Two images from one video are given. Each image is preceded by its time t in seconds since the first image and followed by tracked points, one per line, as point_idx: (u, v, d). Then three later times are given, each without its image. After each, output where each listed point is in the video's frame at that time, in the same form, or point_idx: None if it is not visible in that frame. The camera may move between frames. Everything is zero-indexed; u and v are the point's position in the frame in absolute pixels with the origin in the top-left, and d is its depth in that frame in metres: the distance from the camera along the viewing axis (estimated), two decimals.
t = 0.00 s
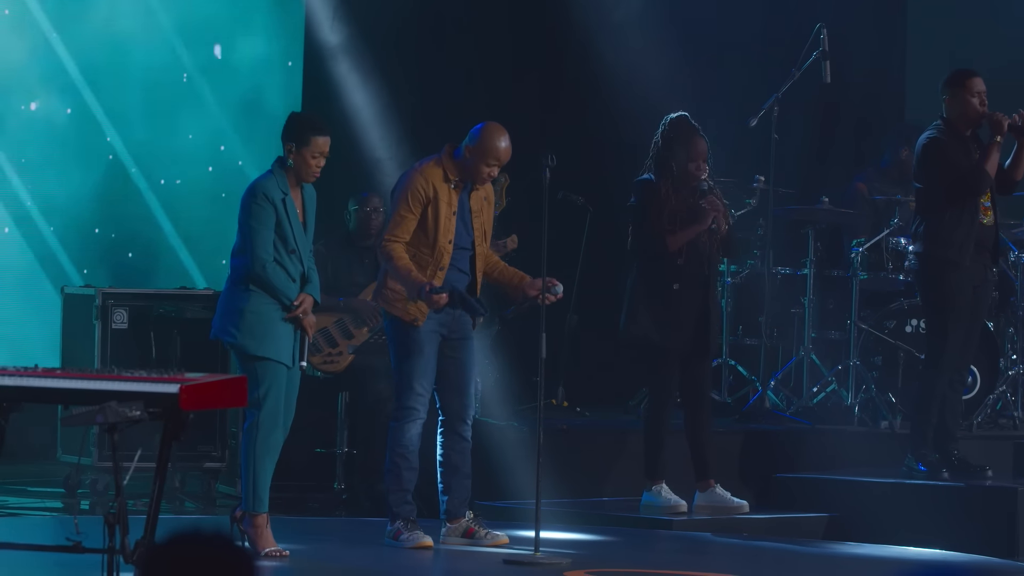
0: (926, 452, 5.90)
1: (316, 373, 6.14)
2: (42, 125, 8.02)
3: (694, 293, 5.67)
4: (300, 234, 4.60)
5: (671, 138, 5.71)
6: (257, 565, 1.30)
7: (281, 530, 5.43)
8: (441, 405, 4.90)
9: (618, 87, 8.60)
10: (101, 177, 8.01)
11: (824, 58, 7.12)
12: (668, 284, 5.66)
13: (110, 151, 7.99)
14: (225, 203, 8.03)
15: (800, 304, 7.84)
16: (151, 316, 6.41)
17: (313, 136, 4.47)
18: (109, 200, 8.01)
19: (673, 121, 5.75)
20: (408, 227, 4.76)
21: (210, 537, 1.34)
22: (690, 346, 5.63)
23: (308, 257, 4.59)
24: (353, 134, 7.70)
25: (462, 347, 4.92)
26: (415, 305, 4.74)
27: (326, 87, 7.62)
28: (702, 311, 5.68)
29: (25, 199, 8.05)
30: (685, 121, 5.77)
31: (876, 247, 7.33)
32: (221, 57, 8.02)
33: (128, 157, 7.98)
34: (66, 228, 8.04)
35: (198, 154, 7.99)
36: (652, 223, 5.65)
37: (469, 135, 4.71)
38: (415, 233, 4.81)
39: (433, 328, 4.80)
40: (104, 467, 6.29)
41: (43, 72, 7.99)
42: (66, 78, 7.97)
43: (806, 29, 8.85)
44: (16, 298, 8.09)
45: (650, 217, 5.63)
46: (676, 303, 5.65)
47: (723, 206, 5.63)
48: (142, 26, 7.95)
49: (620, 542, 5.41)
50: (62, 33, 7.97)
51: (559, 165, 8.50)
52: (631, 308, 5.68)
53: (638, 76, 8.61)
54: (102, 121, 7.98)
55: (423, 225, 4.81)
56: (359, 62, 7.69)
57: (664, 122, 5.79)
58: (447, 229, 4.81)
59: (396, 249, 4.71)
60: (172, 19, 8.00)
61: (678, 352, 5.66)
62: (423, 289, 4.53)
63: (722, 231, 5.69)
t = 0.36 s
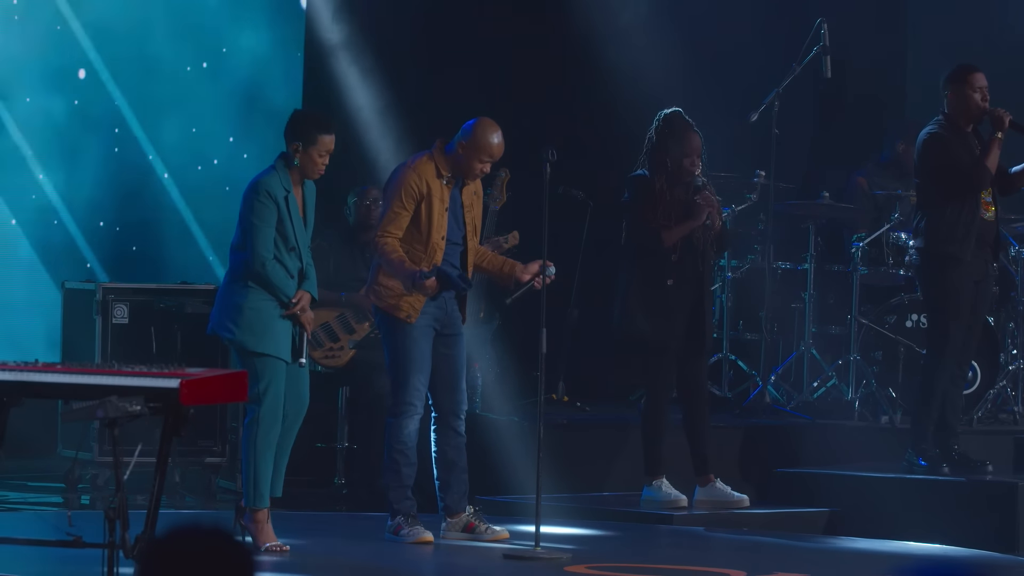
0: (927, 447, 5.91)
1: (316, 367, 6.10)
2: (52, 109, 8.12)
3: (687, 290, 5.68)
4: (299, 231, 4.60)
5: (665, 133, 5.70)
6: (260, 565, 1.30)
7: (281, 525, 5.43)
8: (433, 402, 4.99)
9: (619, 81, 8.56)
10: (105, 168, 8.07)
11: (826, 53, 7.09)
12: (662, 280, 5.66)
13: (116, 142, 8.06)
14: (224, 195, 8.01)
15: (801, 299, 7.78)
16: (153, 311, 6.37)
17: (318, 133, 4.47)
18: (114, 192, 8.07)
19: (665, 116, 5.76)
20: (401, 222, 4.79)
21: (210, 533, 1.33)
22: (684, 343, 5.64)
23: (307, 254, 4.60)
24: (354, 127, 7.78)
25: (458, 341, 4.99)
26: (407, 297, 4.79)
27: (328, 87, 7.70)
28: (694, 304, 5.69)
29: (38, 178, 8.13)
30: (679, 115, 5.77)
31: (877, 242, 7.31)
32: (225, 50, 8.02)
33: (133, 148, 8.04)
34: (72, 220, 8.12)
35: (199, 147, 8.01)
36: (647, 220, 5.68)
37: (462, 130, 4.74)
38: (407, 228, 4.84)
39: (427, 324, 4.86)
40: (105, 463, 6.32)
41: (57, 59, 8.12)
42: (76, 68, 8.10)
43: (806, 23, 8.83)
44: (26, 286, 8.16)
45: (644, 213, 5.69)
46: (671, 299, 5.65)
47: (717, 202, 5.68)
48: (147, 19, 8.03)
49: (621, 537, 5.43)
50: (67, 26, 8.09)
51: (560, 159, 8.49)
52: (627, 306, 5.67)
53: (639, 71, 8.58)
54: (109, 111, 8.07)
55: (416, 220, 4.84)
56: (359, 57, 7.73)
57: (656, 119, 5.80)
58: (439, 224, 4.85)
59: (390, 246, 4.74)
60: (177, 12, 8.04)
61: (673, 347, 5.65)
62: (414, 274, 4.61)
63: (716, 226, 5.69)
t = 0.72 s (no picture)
0: (927, 441, 5.94)
1: (314, 363, 5.96)
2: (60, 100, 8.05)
3: (686, 283, 5.69)
4: (298, 224, 4.61)
5: (664, 128, 5.76)
6: (258, 565, 1.36)
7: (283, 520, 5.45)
8: (433, 394, 5.01)
9: (618, 76, 8.54)
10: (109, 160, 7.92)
11: (826, 47, 7.08)
12: (662, 273, 5.66)
13: (121, 135, 7.89)
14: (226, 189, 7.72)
15: (800, 293, 7.82)
16: (152, 305, 6.36)
17: (314, 126, 4.48)
18: (116, 185, 7.90)
19: (663, 111, 5.83)
20: (398, 218, 4.83)
21: (207, 529, 1.39)
22: (684, 336, 5.64)
23: (306, 247, 4.62)
24: (353, 120, 7.75)
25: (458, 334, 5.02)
26: (403, 292, 4.82)
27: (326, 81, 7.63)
28: (693, 299, 5.70)
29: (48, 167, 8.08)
30: (676, 111, 5.85)
31: (877, 236, 7.31)
32: (228, 43, 7.72)
33: (138, 140, 7.86)
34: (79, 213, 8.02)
35: (202, 140, 7.75)
36: (648, 213, 5.68)
37: (460, 127, 4.77)
38: (405, 224, 4.88)
39: (427, 318, 4.89)
40: (105, 457, 6.30)
41: (66, 50, 8.03)
42: (83, 59, 7.99)
43: (806, 18, 8.83)
44: (27, 275, 8.14)
45: (644, 206, 5.69)
46: (671, 293, 5.65)
47: (717, 196, 5.67)
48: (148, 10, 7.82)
49: (621, 532, 5.45)
50: (71, 18, 7.99)
51: (560, 154, 8.49)
52: (626, 298, 5.66)
53: (638, 65, 8.57)
54: (114, 103, 7.90)
55: (414, 216, 4.88)
56: (360, 51, 7.72)
57: (657, 112, 5.85)
58: (437, 221, 4.88)
59: (388, 241, 4.79)
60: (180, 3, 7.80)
61: (673, 341, 5.64)
62: (408, 272, 4.68)
63: (715, 221, 5.69)
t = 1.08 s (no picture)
0: (923, 438, 5.95)
1: (312, 361, 5.99)
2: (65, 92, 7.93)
3: (689, 279, 5.69)
4: (294, 217, 4.63)
5: (665, 124, 5.76)
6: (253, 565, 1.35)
7: (279, 517, 5.46)
8: (436, 391, 5.05)
9: (613, 73, 8.52)
10: (111, 157, 7.76)
11: (822, 44, 7.04)
12: (665, 269, 5.66)
13: (123, 129, 7.74)
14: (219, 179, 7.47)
15: (796, 290, 7.81)
16: (148, 301, 6.34)
17: (305, 118, 4.51)
18: (115, 181, 7.75)
19: (663, 108, 5.82)
20: (399, 213, 4.89)
21: (201, 527, 1.38)
22: (686, 333, 5.64)
23: (302, 240, 4.64)
24: (351, 121, 7.54)
25: (460, 331, 5.05)
26: (405, 288, 4.86)
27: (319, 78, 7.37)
28: (696, 297, 5.71)
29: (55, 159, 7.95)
30: (674, 107, 5.84)
31: (873, 234, 7.23)
32: (234, 37, 7.50)
33: (139, 136, 7.69)
34: (76, 209, 7.89)
35: (200, 134, 7.54)
36: (650, 209, 5.69)
37: (460, 123, 4.83)
38: (406, 219, 4.94)
39: (428, 315, 4.92)
40: (101, 454, 6.26)
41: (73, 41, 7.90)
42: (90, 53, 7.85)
43: (801, 14, 8.82)
44: (31, 276, 8.08)
45: (646, 202, 5.70)
46: (674, 290, 5.65)
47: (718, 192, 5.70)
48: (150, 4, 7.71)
49: (616, 529, 5.47)
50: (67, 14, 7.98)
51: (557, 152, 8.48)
52: (628, 293, 5.66)
53: (633, 62, 8.55)
54: (115, 97, 7.77)
55: (415, 211, 4.94)
56: (356, 49, 7.47)
57: (657, 109, 5.84)
58: (438, 216, 4.92)
59: (387, 237, 4.84)
60: None
61: (675, 338, 5.65)
62: (404, 268, 4.72)
63: (718, 217, 5.74)
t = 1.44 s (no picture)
0: (898, 436, 5.97)
1: (287, 358, 5.99)
2: (39, 82, 7.45)
3: (678, 277, 5.71)
4: (270, 213, 4.64)
5: (649, 122, 5.71)
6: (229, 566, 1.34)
7: (255, 515, 5.46)
8: (419, 387, 5.07)
9: (591, 72, 8.54)
10: (93, 153, 7.42)
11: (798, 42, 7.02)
12: (653, 267, 5.69)
13: (104, 124, 7.42)
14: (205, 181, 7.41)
15: (771, 288, 7.80)
16: (124, 299, 6.34)
17: (280, 114, 4.53)
18: (94, 177, 7.43)
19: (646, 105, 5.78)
20: (382, 209, 4.96)
21: (175, 520, 1.37)
22: (675, 332, 5.66)
23: (278, 236, 4.65)
24: (328, 119, 7.61)
25: (444, 329, 5.07)
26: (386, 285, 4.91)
27: (296, 74, 7.50)
28: (684, 294, 5.70)
29: (38, 151, 7.48)
30: (658, 104, 5.80)
31: (849, 231, 7.26)
32: (227, 28, 7.42)
33: (122, 131, 7.40)
34: (50, 205, 7.48)
35: (185, 131, 7.41)
36: (637, 205, 5.69)
37: (442, 120, 4.89)
38: (389, 215, 5.01)
39: (411, 313, 4.96)
40: (75, 451, 6.29)
41: (43, 29, 7.45)
42: (66, 42, 7.43)
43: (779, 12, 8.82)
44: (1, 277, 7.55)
45: (634, 200, 5.69)
46: (662, 288, 5.68)
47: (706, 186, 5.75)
48: None
49: (592, 527, 5.48)
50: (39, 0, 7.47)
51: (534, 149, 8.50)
52: (616, 291, 5.68)
53: (610, 60, 8.57)
54: (97, 89, 7.41)
55: (398, 207, 5.00)
56: (331, 47, 7.58)
57: (640, 106, 5.79)
58: (420, 213, 4.99)
59: (370, 233, 4.92)
60: None
61: (660, 336, 5.69)
62: (382, 264, 4.78)
63: (706, 212, 5.76)
